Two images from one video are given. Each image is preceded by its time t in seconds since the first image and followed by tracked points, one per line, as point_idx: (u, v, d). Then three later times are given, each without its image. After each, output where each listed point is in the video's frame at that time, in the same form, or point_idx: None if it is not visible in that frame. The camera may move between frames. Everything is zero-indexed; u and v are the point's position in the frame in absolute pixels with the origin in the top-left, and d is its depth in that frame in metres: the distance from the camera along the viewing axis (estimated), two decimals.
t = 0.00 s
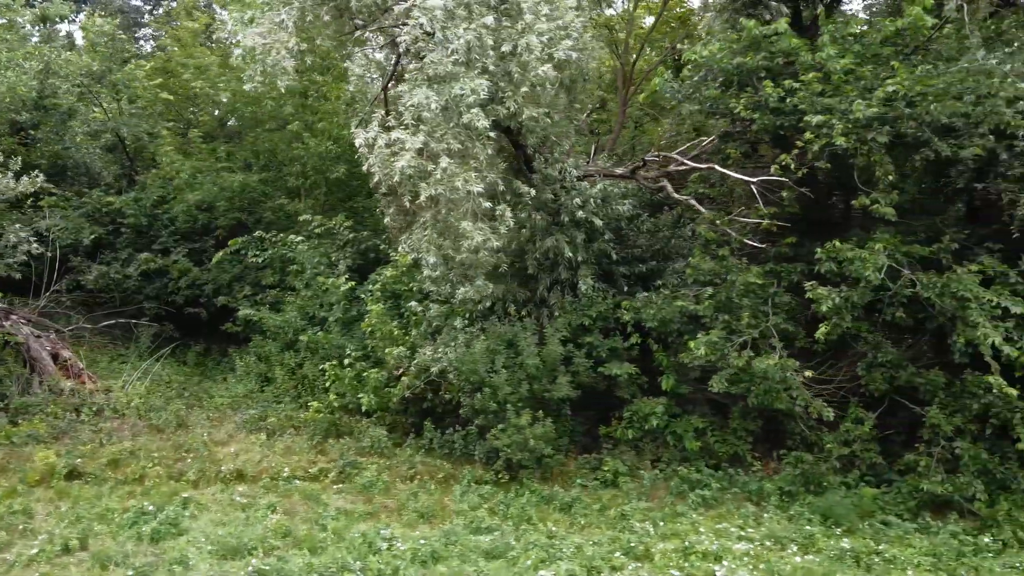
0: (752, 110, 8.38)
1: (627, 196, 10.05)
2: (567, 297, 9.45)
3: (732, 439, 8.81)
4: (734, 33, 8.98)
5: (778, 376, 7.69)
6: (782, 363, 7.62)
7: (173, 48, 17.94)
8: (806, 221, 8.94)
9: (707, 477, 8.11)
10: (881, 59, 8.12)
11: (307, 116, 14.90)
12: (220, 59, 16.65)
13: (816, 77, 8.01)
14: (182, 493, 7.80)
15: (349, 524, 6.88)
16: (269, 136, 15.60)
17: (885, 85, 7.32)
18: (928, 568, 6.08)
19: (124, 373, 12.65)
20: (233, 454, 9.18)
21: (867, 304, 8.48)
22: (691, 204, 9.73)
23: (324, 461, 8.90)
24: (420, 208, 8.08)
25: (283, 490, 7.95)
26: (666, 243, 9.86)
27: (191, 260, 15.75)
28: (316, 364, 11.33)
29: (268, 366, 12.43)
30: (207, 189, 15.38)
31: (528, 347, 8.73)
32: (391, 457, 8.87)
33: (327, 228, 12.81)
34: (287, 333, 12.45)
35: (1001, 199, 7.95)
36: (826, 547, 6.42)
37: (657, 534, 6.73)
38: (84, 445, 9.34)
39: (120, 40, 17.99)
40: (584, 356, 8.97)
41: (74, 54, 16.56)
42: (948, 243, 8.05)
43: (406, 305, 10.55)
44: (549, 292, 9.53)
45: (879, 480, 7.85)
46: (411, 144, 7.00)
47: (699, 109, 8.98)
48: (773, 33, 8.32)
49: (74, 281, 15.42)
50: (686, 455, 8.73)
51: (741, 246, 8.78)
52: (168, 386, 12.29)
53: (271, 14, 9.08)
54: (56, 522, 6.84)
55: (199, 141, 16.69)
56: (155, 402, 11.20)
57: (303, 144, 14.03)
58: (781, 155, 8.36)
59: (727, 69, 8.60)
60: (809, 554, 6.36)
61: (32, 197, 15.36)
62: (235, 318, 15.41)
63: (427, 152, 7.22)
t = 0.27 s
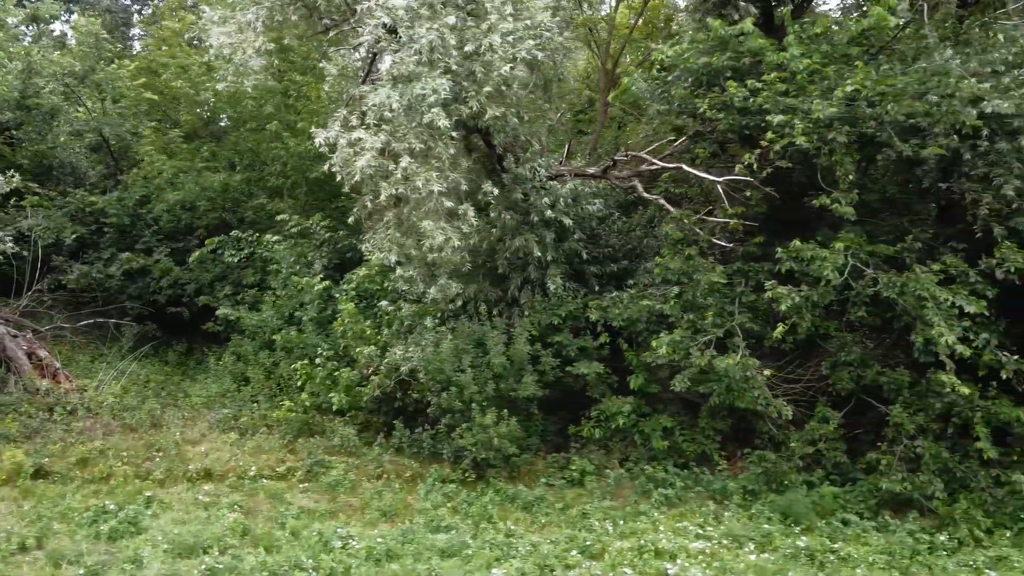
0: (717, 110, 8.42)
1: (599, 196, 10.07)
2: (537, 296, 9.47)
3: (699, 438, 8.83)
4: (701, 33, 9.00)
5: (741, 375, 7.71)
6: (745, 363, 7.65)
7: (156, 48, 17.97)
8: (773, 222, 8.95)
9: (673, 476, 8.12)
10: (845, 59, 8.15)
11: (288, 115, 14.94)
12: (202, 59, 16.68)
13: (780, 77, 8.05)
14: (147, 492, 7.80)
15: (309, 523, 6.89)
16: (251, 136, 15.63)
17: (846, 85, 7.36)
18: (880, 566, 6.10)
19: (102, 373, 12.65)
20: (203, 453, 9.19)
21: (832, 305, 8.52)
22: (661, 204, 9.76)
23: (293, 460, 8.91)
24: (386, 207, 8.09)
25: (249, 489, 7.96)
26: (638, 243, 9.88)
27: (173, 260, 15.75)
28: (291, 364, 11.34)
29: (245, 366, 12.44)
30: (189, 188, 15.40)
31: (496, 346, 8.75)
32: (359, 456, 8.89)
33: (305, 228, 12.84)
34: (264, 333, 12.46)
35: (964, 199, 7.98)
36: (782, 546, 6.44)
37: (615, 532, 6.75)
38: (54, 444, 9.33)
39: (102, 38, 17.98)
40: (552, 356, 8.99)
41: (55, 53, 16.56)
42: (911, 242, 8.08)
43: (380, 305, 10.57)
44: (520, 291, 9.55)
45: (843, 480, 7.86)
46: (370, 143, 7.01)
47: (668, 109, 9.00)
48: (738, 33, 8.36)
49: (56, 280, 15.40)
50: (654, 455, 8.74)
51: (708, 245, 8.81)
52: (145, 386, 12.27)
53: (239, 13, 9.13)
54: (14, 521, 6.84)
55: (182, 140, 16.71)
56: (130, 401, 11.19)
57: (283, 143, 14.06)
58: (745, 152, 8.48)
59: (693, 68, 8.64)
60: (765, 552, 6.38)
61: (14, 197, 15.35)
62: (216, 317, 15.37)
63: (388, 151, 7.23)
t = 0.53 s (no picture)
0: (684, 109, 8.44)
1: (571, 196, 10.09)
2: (508, 296, 9.49)
3: (668, 437, 8.85)
4: (669, 34, 9.02)
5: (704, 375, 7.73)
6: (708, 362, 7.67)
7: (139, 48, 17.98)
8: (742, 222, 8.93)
9: (638, 475, 8.13)
10: (812, 59, 8.17)
11: (268, 114, 14.95)
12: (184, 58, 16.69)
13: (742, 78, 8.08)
14: (111, 491, 7.80)
15: (269, 522, 6.89)
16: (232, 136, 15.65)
17: (806, 84, 7.38)
18: (834, 564, 6.11)
19: (80, 373, 12.63)
20: (173, 452, 9.18)
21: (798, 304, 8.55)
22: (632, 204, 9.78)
23: (262, 459, 8.91)
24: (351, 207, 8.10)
25: (214, 488, 7.96)
26: (609, 243, 9.91)
27: (154, 260, 15.74)
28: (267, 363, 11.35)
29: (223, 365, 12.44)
30: (170, 187, 15.41)
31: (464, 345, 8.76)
32: (328, 455, 8.89)
33: (282, 227, 12.85)
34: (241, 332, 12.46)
35: (929, 199, 8.00)
36: (739, 544, 6.45)
37: (574, 531, 6.76)
38: (24, 444, 9.33)
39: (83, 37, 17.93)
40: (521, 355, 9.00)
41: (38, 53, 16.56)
42: (876, 242, 8.09)
43: (353, 304, 10.58)
44: (491, 291, 9.56)
45: (807, 479, 7.88)
46: (331, 143, 7.01)
47: (636, 109, 9.02)
48: (705, 33, 8.37)
49: (37, 280, 15.37)
50: (622, 454, 8.74)
51: (676, 245, 8.83)
52: (121, 386, 12.26)
53: (209, 12, 9.20)
54: None
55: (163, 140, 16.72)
56: (105, 401, 11.18)
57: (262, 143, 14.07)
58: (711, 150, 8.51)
59: (660, 68, 8.65)
60: (721, 550, 6.39)
61: None
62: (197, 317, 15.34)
63: (350, 151, 7.23)
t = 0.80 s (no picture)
0: (650, 109, 8.46)
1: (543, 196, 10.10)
2: (478, 295, 9.50)
3: (636, 436, 8.86)
4: (638, 34, 9.03)
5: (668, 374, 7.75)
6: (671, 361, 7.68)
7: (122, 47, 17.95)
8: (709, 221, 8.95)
9: (604, 474, 8.15)
10: (777, 59, 8.18)
11: (248, 114, 14.94)
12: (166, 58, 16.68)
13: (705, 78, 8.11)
14: (75, 491, 7.80)
15: (229, 521, 6.90)
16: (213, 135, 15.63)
17: (767, 84, 7.39)
18: (788, 562, 6.13)
19: (58, 372, 12.62)
20: (143, 452, 9.18)
21: (765, 303, 8.56)
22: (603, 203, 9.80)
23: (231, 458, 8.92)
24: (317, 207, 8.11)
25: (179, 487, 7.96)
26: (581, 242, 9.93)
27: (136, 259, 15.72)
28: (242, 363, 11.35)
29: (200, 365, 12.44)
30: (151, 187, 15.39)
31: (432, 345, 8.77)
32: (297, 455, 8.90)
33: (260, 227, 12.85)
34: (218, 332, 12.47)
35: (893, 198, 8.03)
36: (695, 542, 6.47)
37: (533, 530, 6.77)
38: None
39: (66, 36, 17.92)
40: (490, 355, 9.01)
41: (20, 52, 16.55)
42: (840, 241, 8.11)
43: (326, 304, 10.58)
44: (462, 291, 9.57)
45: (771, 478, 7.90)
46: (291, 143, 7.02)
47: (605, 109, 9.03)
48: (671, 33, 8.38)
49: (19, 280, 15.34)
50: (590, 453, 8.76)
51: (644, 245, 8.84)
52: (99, 386, 12.24)
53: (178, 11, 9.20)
54: None
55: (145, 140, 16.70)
56: (80, 400, 11.17)
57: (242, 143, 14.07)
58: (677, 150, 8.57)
59: (627, 67, 8.67)
60: (677, 549, 6.41)
61: None
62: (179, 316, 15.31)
63: (312, 150, 7.24)
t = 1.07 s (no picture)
0: (616, 109, 8.47)
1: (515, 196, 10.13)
2: (449, 295, 9.50)
3: (603, 435, 8.88)
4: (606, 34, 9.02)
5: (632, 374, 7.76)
6: (635, 361, 7.69)
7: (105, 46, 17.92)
8: (677, 221, 8.87)
9: (570, 473, 8.16)
10: (743, 58, 8.18)
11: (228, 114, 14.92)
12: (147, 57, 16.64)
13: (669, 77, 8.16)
14: (40, 490, 7.80)
15: (190, 519, 6.91)
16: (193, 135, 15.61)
17: (727, 84, 7.41)
18: (742, 560, 6.15)
19: (36, 372, 12.61)
20: (113, 451, 9.19)
21: (732, 302, 8.57)
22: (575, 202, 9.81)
23: (200, 458, 8.92)
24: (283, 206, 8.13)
25: (145, 486, 7.97)
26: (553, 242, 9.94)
27: (118, 259, 15.70)
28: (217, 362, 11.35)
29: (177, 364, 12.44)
30: (132, 187, 15.36)
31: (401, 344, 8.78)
32: (266, 454, 8.91)
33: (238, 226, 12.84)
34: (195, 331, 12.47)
35: (857, 198, 8.04)
36: (652, 541, 6.49)
37: (492, 528, 6.78)
38: None
39: (49, 35, 17.88)
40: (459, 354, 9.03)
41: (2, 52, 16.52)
42: (806, 240, 8.13)
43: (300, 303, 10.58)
44: (432, 290, 9.58)
45: (735, 477, 7.92)
46: (252, 142, 7.05)
47: (574, 109, 9.04)
48: (638, 32, 8.38)
49: None
50: (557, 452, 8.78)
51: (613, 245, 8.86)
52: (76, 385, 12.23)
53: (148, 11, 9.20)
54: None
55: (128, 139, 16.66)
56: (55, 400, 11.16)
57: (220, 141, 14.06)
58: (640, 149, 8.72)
59: (594, 67, 8.68)
60: (634, 547, 6.43)
61: None
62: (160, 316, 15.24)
63: (274, 150, 7.26)
